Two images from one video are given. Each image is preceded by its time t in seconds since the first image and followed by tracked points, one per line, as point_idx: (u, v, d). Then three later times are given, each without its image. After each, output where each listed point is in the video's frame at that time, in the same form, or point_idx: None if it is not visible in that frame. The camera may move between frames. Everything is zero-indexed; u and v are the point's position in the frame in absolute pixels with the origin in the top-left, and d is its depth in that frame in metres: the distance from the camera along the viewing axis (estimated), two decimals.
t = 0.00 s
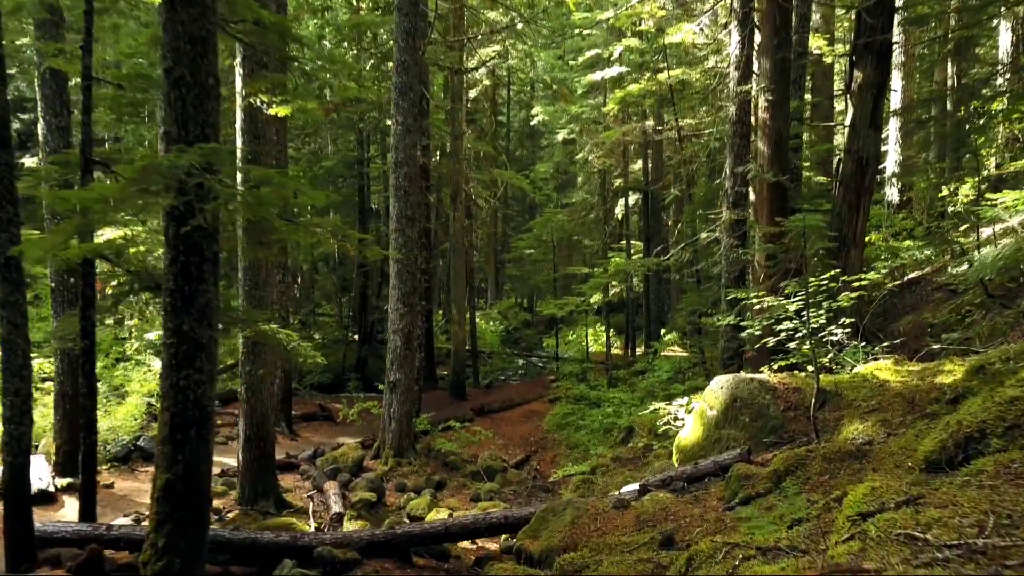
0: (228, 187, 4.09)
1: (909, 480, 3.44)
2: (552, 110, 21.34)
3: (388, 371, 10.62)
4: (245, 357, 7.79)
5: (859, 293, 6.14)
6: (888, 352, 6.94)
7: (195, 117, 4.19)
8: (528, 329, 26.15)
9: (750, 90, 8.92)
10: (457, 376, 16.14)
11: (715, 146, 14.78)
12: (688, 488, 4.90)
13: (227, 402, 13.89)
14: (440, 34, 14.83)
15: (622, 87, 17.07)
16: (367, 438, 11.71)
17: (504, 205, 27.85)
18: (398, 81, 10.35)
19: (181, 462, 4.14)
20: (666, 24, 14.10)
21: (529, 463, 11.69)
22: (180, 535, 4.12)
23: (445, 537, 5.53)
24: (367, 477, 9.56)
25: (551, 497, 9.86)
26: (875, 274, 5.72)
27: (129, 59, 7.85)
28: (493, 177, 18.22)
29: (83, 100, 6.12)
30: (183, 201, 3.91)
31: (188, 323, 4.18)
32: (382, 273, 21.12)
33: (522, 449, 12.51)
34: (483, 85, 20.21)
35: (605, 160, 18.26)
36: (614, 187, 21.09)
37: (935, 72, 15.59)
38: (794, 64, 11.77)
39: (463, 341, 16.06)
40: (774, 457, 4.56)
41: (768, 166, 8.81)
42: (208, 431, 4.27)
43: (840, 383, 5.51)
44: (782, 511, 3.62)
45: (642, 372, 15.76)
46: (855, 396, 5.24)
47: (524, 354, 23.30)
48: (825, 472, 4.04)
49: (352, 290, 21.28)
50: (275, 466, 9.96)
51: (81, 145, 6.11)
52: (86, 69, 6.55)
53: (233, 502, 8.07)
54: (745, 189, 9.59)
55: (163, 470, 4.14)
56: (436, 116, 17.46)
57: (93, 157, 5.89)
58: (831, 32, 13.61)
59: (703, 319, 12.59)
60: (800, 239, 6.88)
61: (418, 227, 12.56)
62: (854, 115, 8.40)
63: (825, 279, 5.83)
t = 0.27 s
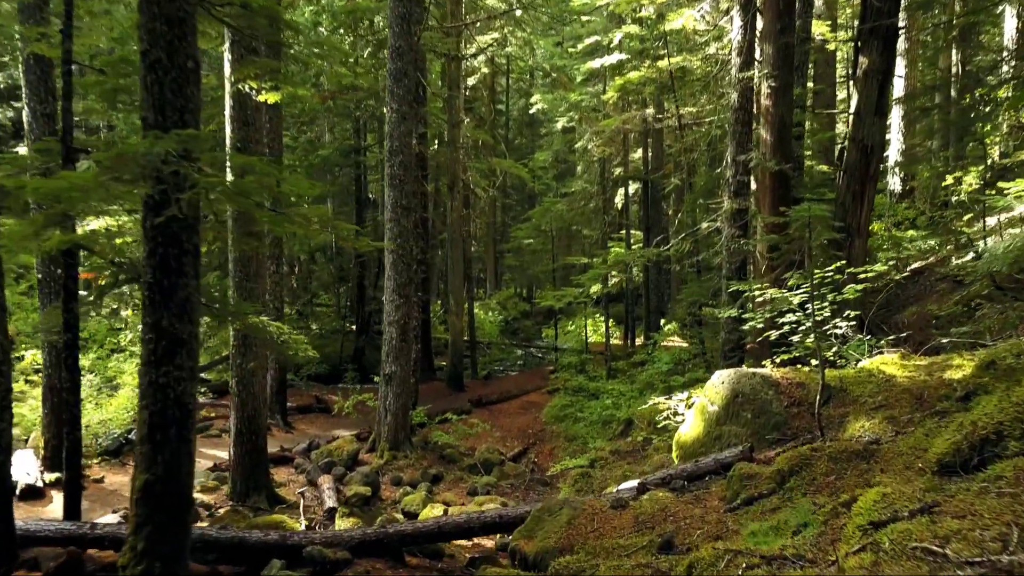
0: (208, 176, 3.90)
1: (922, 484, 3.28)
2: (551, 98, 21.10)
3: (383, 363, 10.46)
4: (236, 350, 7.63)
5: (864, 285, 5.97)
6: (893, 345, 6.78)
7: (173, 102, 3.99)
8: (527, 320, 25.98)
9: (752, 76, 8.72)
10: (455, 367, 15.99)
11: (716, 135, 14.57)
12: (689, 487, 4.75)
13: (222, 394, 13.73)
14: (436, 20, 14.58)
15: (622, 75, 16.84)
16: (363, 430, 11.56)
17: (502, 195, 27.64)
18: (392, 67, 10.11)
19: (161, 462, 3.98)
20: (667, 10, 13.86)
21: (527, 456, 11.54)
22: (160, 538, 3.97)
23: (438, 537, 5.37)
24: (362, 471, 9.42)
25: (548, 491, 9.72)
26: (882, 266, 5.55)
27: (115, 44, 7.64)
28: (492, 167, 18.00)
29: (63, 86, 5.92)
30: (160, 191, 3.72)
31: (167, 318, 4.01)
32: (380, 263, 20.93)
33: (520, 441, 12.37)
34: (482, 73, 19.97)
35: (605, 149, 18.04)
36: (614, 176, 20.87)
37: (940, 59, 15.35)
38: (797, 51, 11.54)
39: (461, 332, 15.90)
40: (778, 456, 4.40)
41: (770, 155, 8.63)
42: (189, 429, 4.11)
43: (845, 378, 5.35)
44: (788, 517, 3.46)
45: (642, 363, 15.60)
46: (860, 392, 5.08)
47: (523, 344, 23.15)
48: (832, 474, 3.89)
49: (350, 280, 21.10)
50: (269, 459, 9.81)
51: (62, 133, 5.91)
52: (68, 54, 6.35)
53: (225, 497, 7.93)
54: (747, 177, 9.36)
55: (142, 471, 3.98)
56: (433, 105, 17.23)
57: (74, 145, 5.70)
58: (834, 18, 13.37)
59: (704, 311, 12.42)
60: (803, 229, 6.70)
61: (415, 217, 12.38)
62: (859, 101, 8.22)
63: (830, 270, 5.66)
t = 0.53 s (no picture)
0: (189, 166, 3.74)
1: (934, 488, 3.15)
2: (551, 88, 20.88)
3: (379, 357, 10.33)
4: (228, 344, 7.48)
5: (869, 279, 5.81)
6: (897, 339, 6.64)
7: (152, 89, 3.83)
8: (526, 311, 25.85)
9: (754, 64, 8.53)
10: (454, 359, 15.86)
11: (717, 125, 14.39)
12: (689, 486, 4.63)
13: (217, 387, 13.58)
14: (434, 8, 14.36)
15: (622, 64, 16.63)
16: (359, 424, 11.44)
17: (502, 185, 27.45)
18: (388, 55, 9.91)
19: (143, 463, 3.85)
20: None
21: (525, 450, 11.43)
22: (142, 539, 3.85)
23: (432, 537, 5.25)
24: (358, 466, 9.30)
25: (546, 486, 9.61)
26: (888, 259, 5.41)
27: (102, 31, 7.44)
28: (490, 157, 17.82)
29: (46, 73, 5.75)
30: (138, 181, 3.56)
31: (148, 313, 3.86)
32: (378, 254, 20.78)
33: (519, 434, 12.25)
34: (481, 63, 19.74)
35: (605, 139, 17.86)
36: (614, 166, 20.68)
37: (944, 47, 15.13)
38: (800, 38, 11.35)
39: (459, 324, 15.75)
40: (782, 455, 4.27)
41: (773, 145, 8.47)
42: (172, 429, 3.97)
43: (850, 375, 5.21)
44: (793, 522, 3.33)
45: (641, 356, 15.49)
46: (866, 389, 4.94)
47: (522, 336, 23.02)
48: (837, 476, 3.75)
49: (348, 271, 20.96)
50: (264, 454, 9.68)
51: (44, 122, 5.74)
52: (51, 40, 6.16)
53: (217, 493, 7.81)
54: (749, 166, 9.00)
55: (123, 472, 3.85)
56: (431, 95, 17.02)
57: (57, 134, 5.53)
58: (838, 5, 13.16)
59: (704, 303, 12.28)
60: (807, 221, 6.54)
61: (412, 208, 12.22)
62: (863, 90, 8.06)
63: (835, 263, 5.51)
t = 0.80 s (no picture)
0: (169, 156, 3.59)
1: (947, 494, 3.02)
2: (550, 77, 20.67)
3: (375, 350, 10.19)
4: (219, 338, 7.33)
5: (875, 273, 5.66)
6: (902, 334, 6.50)
7: (131, 75, 3.66)
8: (526, 304, 25.71)
9: (757, 52, 8.34)
10: (452, 352, 15.72)
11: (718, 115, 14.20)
12: (689, 486, 4.49)
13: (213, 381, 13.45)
14: None
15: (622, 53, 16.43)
16: (356, 418, 11.31)
17: (500, 176, 27.26)
18: (383, 42, 9.71)
19: (124, 465, 3.70)
20: None
21: (523, 444, 11.31)
22: (123, 544, 3.71)
23: (425, 537, 5.11)
24: (353, 461, 9.17)
25: (545, 481, 9.48)
26: (894, 252, 5.26)
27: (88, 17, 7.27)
28: (488, 147, 17.63)
29: (28, 60, 5.58)
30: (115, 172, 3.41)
31: (128, 309, 3.71)
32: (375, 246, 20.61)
33: (517, 428, 12.13)
34: (479, 52, 19.54)
35: (604, 130, 17.67)
36: (613, 157, 20.50)
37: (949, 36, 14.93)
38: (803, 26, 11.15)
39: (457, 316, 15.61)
40: (786, 456, 4.13)
41: (775, 135, 8.31)
42: (154, 428, 3.82)
43: (855, 371, 5.07)
44: (799, 528, 3.20)
45: (641, 348, 15.36)
46: (871, 386, 4.80)
47: (521, 328, 22.89)
48: (844, 479, 3.62)
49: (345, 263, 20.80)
50: (258, 449, 9.55)
51: (26, 110, 5.58)
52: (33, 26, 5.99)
53: (210, 490, 7.68)
54: (752, 158, 8.69)
55: (103, 474, 3.71)
56: (428, 84, 16.82)
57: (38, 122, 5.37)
58: None
59: (704, 296, 12.13)
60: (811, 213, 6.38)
61: (408, 199, 12.06)
62: (868, 78, 7.89)
63: (840, 256, 5.36)
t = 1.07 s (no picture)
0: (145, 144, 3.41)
1: (963, 503, 2.86)
2: (549, 66, 20.40)
3: (370, 343, 10.03)
4: (209, 332, 7.15)
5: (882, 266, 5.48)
6: (907, 328, 6.34)
7: (104, 58, 3.47)
8: (525, 295, 25.55)
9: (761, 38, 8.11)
10: (449, 344, 15.56)
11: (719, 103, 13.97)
12: (690, 487, 4.34)
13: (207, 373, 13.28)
14: None
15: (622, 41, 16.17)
16: (351, 412, 11.15)
17: (499, 166, 27.02)
18: (377, 28, 9.48)
19: (100, 468, 3.54)
20: None
21: (521, 437, 11.17)
22: (100, 551, 3.55)
23: (417, 538, 4.95)
24: (348, 456, 9.02)
25: (542, 476, 9.33)
26: (903, 245, 5.08)
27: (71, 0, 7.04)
28: (487, 136, 17.41)
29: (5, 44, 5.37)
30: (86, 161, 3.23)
31: (102, 306, 3.53)
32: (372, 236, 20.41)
33: (514, 421, 11.98)
34: (477, 40, 19.27)
35: (604, 119, 17.43)
36: (613, 146, 20.26)
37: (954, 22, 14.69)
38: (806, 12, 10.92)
39: (455, 307, 15.44)
40: (791, 458, 3.97)
41: (779, 123, 8.12)
42: (132, 429, 3.66)
43: (862, 367, 4.90)
44: (808, 537, 3.04)
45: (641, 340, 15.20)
46: (879, 383, 4.64)
47: (520, 319, 22.74)
48: (853, 484, 3.46)
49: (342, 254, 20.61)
50: (251, 444, 9.40)
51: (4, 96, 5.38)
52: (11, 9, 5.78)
53: (200, 486, 7.52)
54: (755, 147, 8.47)
55: (78, 478, 3.54)
56: (425, 72, 16.58)
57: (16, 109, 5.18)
58: None
59: (705, 287, 11.95)
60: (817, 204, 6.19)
61: (403, 189, 11.87)
62: (874, 65, 7.70)
63: (847, 249, 5.17)
